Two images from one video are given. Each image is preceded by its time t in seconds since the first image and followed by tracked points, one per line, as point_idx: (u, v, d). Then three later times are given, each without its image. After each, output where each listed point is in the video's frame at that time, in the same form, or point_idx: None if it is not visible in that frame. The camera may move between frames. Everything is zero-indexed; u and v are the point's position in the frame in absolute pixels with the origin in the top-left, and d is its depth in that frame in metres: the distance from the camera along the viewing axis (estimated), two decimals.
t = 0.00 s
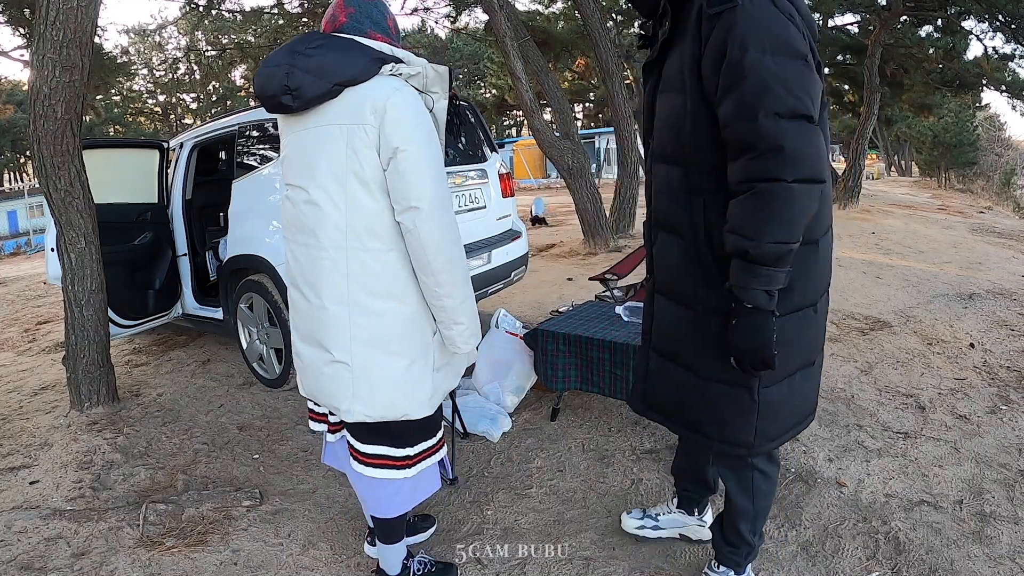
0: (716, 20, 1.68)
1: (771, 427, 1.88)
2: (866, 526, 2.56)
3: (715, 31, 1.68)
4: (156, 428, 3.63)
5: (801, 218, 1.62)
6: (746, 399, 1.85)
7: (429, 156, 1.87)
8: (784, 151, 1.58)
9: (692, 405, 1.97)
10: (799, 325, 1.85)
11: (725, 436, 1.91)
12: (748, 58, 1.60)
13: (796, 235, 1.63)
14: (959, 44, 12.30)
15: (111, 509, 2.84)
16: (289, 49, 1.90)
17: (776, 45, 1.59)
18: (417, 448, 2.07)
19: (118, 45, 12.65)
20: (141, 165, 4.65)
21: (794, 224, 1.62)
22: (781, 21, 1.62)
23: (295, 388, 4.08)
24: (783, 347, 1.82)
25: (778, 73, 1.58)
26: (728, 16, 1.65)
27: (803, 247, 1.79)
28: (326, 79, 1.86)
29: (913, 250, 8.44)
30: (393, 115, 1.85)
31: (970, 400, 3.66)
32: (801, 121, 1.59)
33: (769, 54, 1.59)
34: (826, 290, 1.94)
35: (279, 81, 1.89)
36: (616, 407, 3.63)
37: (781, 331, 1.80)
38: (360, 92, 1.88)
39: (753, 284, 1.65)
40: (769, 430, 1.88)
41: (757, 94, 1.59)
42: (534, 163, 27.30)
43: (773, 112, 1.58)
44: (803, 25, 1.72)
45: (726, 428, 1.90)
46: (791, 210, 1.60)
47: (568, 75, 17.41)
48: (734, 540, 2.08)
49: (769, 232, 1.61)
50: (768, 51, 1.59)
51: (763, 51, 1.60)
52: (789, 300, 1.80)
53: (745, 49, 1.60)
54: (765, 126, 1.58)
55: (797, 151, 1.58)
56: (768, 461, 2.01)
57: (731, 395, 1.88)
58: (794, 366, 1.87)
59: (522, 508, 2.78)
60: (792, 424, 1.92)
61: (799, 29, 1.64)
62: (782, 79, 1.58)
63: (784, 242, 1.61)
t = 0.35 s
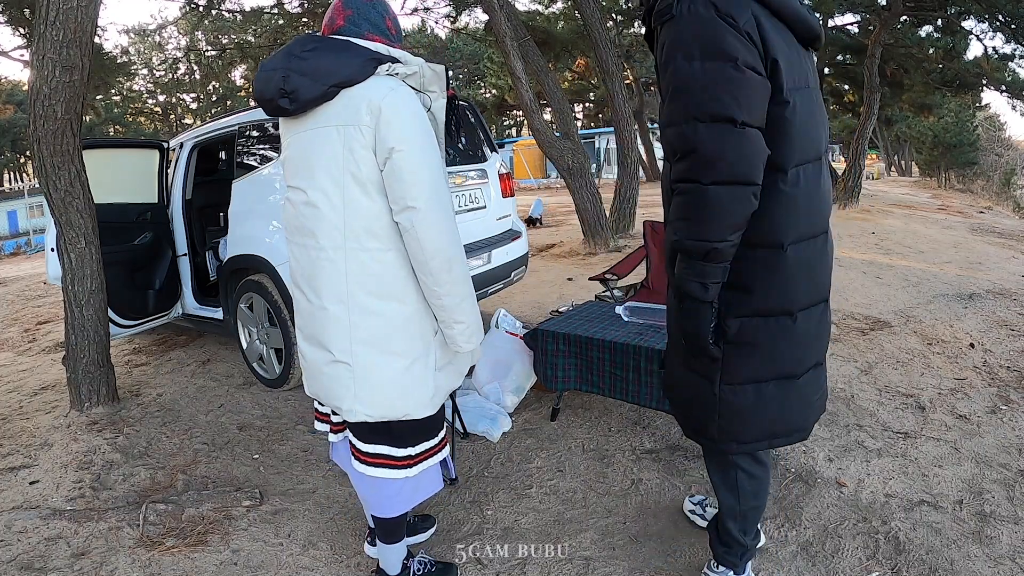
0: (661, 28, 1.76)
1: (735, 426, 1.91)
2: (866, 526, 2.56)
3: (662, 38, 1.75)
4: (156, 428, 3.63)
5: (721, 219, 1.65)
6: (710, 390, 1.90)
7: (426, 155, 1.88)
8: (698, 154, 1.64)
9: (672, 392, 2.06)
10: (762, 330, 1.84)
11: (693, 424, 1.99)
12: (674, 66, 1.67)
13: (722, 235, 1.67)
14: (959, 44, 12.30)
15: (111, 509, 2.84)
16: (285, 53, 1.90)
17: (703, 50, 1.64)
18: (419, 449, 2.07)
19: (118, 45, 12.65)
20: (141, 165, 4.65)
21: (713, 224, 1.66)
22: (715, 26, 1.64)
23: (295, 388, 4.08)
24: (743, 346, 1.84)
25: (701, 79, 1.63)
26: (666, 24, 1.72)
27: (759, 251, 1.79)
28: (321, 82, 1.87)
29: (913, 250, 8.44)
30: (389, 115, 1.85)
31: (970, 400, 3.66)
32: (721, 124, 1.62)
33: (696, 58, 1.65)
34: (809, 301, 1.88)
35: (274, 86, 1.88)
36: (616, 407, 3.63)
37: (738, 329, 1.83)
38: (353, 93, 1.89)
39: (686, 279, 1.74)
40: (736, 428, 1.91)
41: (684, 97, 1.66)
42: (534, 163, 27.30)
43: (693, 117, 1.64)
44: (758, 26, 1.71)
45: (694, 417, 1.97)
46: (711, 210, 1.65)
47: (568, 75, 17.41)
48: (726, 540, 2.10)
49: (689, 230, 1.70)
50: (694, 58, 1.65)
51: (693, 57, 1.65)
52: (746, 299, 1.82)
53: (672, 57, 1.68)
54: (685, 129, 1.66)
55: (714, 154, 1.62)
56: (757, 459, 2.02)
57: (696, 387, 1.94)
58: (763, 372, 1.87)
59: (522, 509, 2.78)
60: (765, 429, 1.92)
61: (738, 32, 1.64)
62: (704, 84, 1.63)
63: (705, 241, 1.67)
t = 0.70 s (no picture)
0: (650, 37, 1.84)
1: (700, 411, 1.95)
2: (866, 526, 2.56)
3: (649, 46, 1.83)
4: (156, 428, 3.63)
5: (679, 216, 1.73)
6: (681, 371, 1.95)
7: (420, 158, 1.85)
8: (662, 155, 1.73)
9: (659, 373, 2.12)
10: (728, 319, 1.86)
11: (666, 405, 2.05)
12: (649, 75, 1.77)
13: (684, 228, 1.74)
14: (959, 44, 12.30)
15: (111, 509, 2.84)
16: (283, 58, 1.92)
17: (672, 61, 1.72)
18: (419, 450, 2.07)
19: (119, 45, 12.64)
20: (141, 165, 4.65)
21: (675, 219, 1.74)
22: (685, 42, 1.71)
23: (295, 388, 4.08)
24: (710, 330, 1.87)
25: (668, 88, 1.72)
26: (652, 38, 1.81)
27: (726, 246, 1.82)
28: (317, 86, 1.88)
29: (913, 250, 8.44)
30: (381, 118, 1.84)
31: (970, 400, 3.66)
32: (681, 131, 1.70)
33: (665, 69, 1.73)
34: (776, 298, 1.86)
35: (272, 91, 1.90)
36: (616, 407, 3.63)
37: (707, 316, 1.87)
38: (347, 96, 1.88)
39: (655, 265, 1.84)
40: (701, 410, 1.95)
41: (654, 105, 1.74)
42: (534, 163, 27.29)
43: (660, 122, 1.73)
44: (730, 41, 1.72)
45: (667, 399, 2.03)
46: (673, 207, 1.74)
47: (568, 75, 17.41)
48: (710, 529, 2.13)
49: (656, 221, 1.78)
50: (667, 67, 1.73)
51: (662, 72, 1.74)
52: (711, 289, 1.86)
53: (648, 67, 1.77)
54: (652, 133, 1.76)
55: (676, 155, 1.71)
56: (730, 445, 2.02)
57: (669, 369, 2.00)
58: (729, 362, 1.89)
59: (522, 509, 2.78)
60: (724, 416, 1.94)
61: (705, 47, 1.69)
62: (668, 95, 1.71)
63: (668, 233, 1.76)
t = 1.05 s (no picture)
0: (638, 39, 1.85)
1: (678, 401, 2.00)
2: (866, 526, 2.56)
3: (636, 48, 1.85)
4: (156, 428, 3.63)
5: (652, 217, 1.78)
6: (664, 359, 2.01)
7: (414, 158, 1.84)
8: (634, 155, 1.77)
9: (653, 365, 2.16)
10: (701, 314, 1.88)
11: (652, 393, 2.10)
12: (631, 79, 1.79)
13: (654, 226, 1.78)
14: (959, 44, 12.30)
15: (111, 509, 2.84)
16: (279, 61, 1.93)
17: (648, 67, 1.74)
18: (423, 450, 2.07)
19: (119, 45, 12.64)
20: (141, 165, 4.65)
21: (648, 219, 1.78)
22: (661, 51, 1.72)
23: (295, 388, 4.08)
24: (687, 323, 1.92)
25: (644, 92, 1.74)
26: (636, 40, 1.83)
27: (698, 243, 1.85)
28: (310, 88, 1.88)
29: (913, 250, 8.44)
30: (374, 119, 1.83)
31: (970, 400, 3.66)
32: (651, 135, 1.73)
33: (645, 74, 1.75)
34: (747, 295, 1.85)
35: (269, 94, 1.91)
36: (616, 407, 3.63)
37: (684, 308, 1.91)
38: (341, 97, 1.89)
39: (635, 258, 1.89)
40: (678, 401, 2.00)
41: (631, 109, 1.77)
42: (534, 163, 27.29)
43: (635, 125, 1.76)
44: (705, 47, 1.73)
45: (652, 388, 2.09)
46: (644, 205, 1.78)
47: (568, 75, 17.42)
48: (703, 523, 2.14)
49: (632, 219, 1.82)
50: (645, 73, 1.75)
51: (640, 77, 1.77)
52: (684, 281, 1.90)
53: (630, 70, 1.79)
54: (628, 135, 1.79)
55: (650, 157, 1.74)
56: (720, 440, 2.02)
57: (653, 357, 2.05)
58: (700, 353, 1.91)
59: (522, 508, 2.78)
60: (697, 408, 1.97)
61: (679, 56, 1.71)
62: (644, 100, 1.73)
63: (642, 229, 1.80)
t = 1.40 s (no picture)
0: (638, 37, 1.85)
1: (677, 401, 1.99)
2: (866, 526, 2.56)
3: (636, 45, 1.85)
4: (156, 428, 3.63)
5: (655, 213, 1.76)
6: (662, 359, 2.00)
7: (413, 158, 1.84)
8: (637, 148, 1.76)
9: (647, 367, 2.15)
10: (699, 314, 1.89)
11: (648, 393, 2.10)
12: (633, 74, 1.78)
13: (658, 222, 1.76)
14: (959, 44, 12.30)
15: (111, 509, 2.84)
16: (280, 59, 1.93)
17: (652, 61, 1.74)
18: (423, 450, 2.07)
19: (119, 45, 12.64)
20: (141, 165, 4.65)
21: (647, 212, 1.77)
22: (664, 43, 1.72)
23: (295, 388, 4.08)
24: (686, 323, 1.92)
25: (648, 85, 1.73)
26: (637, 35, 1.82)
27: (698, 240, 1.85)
28: (311, 87, 1.88)
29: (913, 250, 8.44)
30: (374, 118, 1.83)
31: (970, 400, 3.66)
32: (655, 127, 1.72)
33: (648, 69, 1.75)
34: (747, 294, 1.85)
35: (269, 92, 1.91)
36: (616, 407, 3.63)
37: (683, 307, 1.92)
38: (342, 97, 1.89)
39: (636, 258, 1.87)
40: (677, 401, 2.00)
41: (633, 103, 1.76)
42: (534, 163, 27.29)
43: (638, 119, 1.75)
44: (711, 41, 1.73)
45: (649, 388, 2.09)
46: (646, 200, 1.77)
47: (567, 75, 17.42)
48: (704, 524, 2.14)
49: (630, 212, 1.81)
50: (649, 67, 1.75)
51: (642, 69, 1.77)
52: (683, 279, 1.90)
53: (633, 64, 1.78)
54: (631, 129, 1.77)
55: (654, 151, 1.73)
56: (724, 443, 2.02)
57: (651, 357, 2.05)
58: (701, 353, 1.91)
59: (522, 508, 2.78)
60: (695, 408, 1.97)
61: (685, 43, 1.71)
62: (645, 93, 1.73)
63: (645, 225, 1.79)
